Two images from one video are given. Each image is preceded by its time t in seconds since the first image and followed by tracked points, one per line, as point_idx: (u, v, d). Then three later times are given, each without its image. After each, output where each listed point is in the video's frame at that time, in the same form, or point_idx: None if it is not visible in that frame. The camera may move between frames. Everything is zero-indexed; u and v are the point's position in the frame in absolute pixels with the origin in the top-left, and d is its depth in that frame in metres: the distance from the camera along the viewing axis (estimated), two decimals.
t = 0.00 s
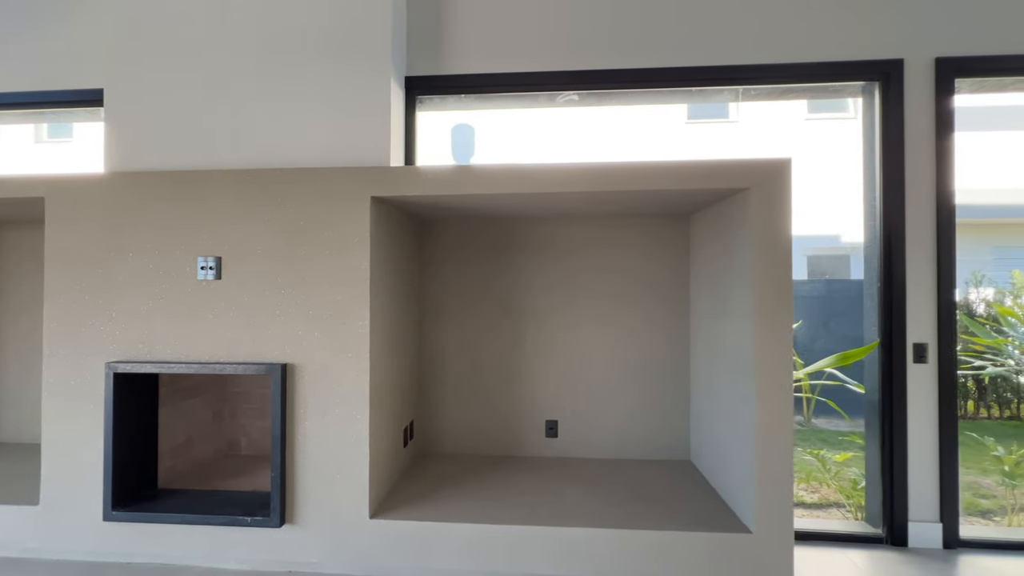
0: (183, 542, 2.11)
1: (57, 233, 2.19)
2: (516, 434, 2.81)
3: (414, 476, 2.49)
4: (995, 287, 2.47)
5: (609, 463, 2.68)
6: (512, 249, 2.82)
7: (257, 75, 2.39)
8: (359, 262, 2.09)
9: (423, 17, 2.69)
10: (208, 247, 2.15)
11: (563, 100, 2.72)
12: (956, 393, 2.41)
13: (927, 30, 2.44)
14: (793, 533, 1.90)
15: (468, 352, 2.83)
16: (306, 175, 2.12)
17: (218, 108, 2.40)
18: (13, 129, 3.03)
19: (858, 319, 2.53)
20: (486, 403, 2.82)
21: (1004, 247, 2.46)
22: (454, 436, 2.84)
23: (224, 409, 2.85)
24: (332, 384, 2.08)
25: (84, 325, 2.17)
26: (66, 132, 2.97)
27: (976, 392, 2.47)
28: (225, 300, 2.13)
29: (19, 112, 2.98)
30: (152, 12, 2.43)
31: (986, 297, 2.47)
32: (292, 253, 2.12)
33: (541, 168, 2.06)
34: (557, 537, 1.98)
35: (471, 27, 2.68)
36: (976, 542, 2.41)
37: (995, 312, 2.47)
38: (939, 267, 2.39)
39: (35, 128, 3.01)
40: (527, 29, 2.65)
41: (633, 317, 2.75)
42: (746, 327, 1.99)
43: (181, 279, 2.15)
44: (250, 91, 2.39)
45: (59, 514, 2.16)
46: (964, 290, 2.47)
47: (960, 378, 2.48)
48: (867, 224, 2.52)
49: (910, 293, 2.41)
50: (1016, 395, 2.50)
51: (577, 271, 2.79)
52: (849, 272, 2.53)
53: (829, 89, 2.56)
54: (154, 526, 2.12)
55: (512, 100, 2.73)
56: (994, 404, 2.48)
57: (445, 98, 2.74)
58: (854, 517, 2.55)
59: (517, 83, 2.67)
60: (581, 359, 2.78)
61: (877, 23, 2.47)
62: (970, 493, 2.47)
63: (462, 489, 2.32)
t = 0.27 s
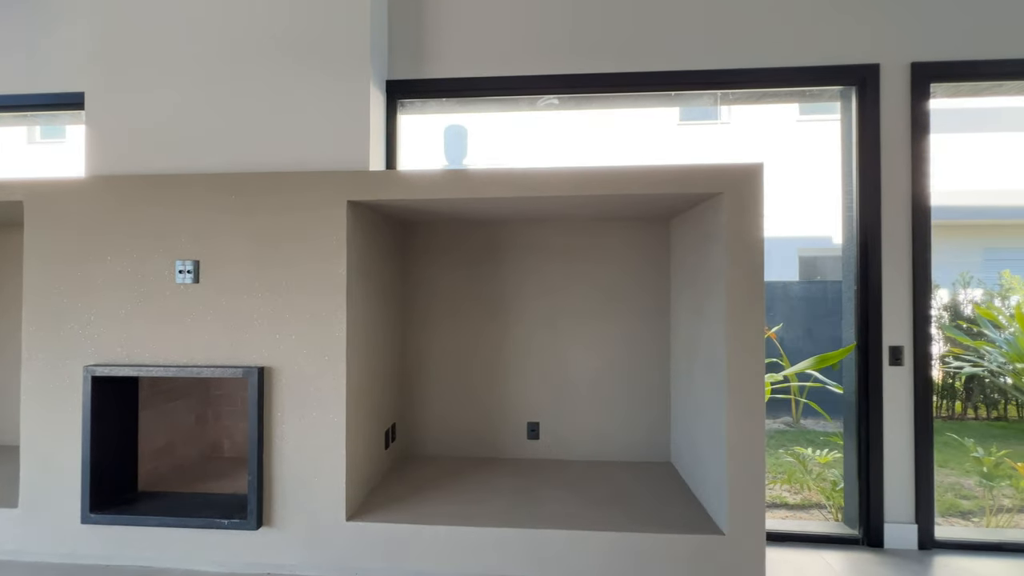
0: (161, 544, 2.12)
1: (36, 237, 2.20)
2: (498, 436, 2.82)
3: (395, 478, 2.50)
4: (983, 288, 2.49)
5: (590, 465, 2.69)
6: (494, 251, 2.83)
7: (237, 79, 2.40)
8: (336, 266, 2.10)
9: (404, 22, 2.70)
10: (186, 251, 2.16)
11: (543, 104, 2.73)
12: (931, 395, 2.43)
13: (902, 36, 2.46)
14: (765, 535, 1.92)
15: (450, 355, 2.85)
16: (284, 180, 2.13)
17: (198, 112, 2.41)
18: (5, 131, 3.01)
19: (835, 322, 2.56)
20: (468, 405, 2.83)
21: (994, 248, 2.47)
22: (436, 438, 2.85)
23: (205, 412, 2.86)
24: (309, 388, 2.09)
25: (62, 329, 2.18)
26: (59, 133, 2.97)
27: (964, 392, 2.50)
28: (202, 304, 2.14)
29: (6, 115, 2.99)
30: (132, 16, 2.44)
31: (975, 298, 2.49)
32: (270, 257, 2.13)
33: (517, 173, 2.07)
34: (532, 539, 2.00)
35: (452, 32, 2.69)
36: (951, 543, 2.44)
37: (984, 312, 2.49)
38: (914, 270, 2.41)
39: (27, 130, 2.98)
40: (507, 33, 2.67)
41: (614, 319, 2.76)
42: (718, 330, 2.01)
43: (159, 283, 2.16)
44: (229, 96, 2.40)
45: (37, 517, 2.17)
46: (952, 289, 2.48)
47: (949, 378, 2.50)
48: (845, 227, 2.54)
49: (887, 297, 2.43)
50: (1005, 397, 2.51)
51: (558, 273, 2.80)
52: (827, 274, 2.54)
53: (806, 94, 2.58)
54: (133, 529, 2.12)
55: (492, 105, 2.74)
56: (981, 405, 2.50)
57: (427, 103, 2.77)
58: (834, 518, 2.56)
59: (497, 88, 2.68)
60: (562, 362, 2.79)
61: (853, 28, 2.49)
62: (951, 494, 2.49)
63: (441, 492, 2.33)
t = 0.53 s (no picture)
0: (152, 542, 2.16)
1: (28, 240, 2.24)
2: (486, 435, 2.86)
3: (383, 477, 2.54)
4: (973, 290, 2.53)
5: (576, 464, 2.74)
6: (482, 254, 2.87)
7: (227, 85, 2.44)
8: (324, 269, 2.14)
9: (393, 28, 2.74)
10: (176, 253, 2.20)
11: (530, 109, 2.78)
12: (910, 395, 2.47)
13: (881, 43, 2.51)
14: (743, 531, 1.96)
15: (438, 356, 2.89)
16: (272, 184, 2.17)
17: (188, 117, 2.45)
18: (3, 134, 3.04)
19: (817, 323, 2.60)
20: (456, 405, 2.87)
21: (986, 249, 2.51)
22: (425, 438, 2.89)
23: (196, 411, 2.88)
24: (296, 388, 2.13)
25: (54, 330, 2.22)
26: (55, 136, 2.99)
27: (953, 393, 2.54)
28: (192, 306, 2.18)
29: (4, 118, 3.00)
30: (123, 21, 2.48)
31: (967, 300, 2.54)
32: (258, 260, 2.17)
33: (501, 177, 2.11)
34: (514, 536, 2.04)
35: (440, 37, 2.74)
36: (928, 540, 2.49)
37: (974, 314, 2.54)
38: (893, 272, 2.46)
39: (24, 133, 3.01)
40: (495, 39, 2.71)
41: (600, 321, 2.81)
42: (697, 332, 2.05)
43: (149, 285, 2.20)
44: (220, 101, 2.44)
45: (30, 515, 2.21)
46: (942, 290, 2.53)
47: (938, 378, 2.55)
48: (827, 230, 2.59)
49: (866, 299, 2.48)
50: (997, 398, 2.54)
51: (545, 275, 2.85)
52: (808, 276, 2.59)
53: (788, 99, 2.63)
54: (124, 526, 2.16)
55: (480, 109, 2.79)
56: (969, 405, 2.55)
57: (415, 107, 2.81)
58: (817, 516, 2.61)
59: (484, 92, 2.72)
60: (549, 362, 2.84)
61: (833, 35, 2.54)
62: (935, 494, 2.54)
63: (428, 490, 2.37)
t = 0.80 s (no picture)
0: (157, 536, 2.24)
1: (36, 244, 2.31)
2: (481, 434, 2.94)
3: (380, 474, 2.62)
4: (964, 292, 2.61)
5: (568, 462, 2.82)
6: (477, 257, 2.95)
7: (230, 95, 2.52)
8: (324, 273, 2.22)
9: (390, 38, 2.82)
10: (181, 257, 2.27)
11: (524, 117, 2.85)
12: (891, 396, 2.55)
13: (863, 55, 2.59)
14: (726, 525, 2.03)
15: (434, 357, 2.97)
16: (273, 191, 2.25)
17: (192, 126, 2.53)
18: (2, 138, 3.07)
19: (801, 326, 2.68)
20: (452, 405, 2.95)
21: (978, 252, 2.58)
22: (421, 437, 2.97)
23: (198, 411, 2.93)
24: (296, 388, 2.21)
25: (62, 331, 2.29)
26: (55, 138, 3.03)
27: (942, 394, 2.63)
28: (196, 308, 2.26)
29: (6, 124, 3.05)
30: (128, 32, 2.55)
31: (959, 302, 2.61)
32: (260, 264, 2.25)
33: (495, 185, 2.19)
34: (506, 531, 2.11)
35: (436, 48, 2.82)
36: (908, 536, 2.57)
37: (965, 317, 2.61)
38: (874, 276, 2.54)
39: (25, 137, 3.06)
40: (489, 49, 2.79)
41: (592, 323, 2.89)
42: (683, 335, 2.13)
43: (154, 288, 2.27)
44: (222, 110, 2.52)
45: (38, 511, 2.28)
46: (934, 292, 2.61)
47: (929, 379, 2.63)
48: (811, 235, 2.68)
49: (849, 302, 2.56)
50: (982, 398, 2.62)
51: (538, 278, 2.92)
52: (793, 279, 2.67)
53: (773, 108, 2.71)
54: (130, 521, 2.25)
55: (475, 117, 2.87)
56: (958, 405, 2.64)
57: (411, 115, 2.89)
58: (802, 513, 2.69)
59: (479, 101, 2.80)
60: (542, 363, 2.91)
61: (816, 47, 2.62)
62: (920, 492, 2.63)
63: (424, 487, 2.44)
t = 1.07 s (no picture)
0: (168, 529, 2.34)
1: (50, 248, 2.40)
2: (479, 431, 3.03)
3: (381, 470, 2.71)
4: (955, 293, 2.69)
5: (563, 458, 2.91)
6: (475, 260, 3.04)
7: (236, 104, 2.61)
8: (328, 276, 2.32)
9: (391, 48, 2.91)
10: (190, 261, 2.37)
11: (520, 124, 2.95)
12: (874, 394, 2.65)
13: (848, 65, 2.69)
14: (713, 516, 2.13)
15: (433, 357, 3.06)
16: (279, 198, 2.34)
17: (199, 133, 2.62)
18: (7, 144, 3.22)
19: (787, 327, 2.78)
20: (451, 403, 3.04)
21: (969, 254, 2.67)
22: (421, 434, 3.06)
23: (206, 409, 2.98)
24: (301, 386, 2.30)
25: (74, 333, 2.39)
26: (59, 141, 3.15)
27: (932, 394, 2.73)
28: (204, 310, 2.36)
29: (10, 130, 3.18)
30: (138, 43, 2.64)
31: (950, 304, 2.70)
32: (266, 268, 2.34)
33: (492, 193, 2.29)
34: (503, 523, 2.21)
35: (435, 57, 2.91)
36: (891, 529, 2.67)
37: (956, 317, 2.70)
38: (858, 276, 2.64)
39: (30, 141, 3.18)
40: (487, 59, 2.88)
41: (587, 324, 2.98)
42: (672, 336, 2.23)
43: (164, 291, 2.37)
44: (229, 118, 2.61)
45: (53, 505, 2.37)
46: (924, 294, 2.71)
47: (920, 379, 2.73)
48: (797, 239, 2.78)
49: (834, 304, 2.65)
50: (970, 397, 2.72)
51: (535, 281, 3.02)
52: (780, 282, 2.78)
53: (762, 116, 2.80)
54: (142, 514, 2.35)
55: (474, 125, 2.97)
56: (949, 404, 2.73)
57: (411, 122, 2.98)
58: (790, 509, 2.79)
59: (477, 109, 2.89)
60: (539, 363, 3.01)
61: (803, 57, 2.71)
62: (907, 488, 2.73)
63: (423, 483, 2.53)
